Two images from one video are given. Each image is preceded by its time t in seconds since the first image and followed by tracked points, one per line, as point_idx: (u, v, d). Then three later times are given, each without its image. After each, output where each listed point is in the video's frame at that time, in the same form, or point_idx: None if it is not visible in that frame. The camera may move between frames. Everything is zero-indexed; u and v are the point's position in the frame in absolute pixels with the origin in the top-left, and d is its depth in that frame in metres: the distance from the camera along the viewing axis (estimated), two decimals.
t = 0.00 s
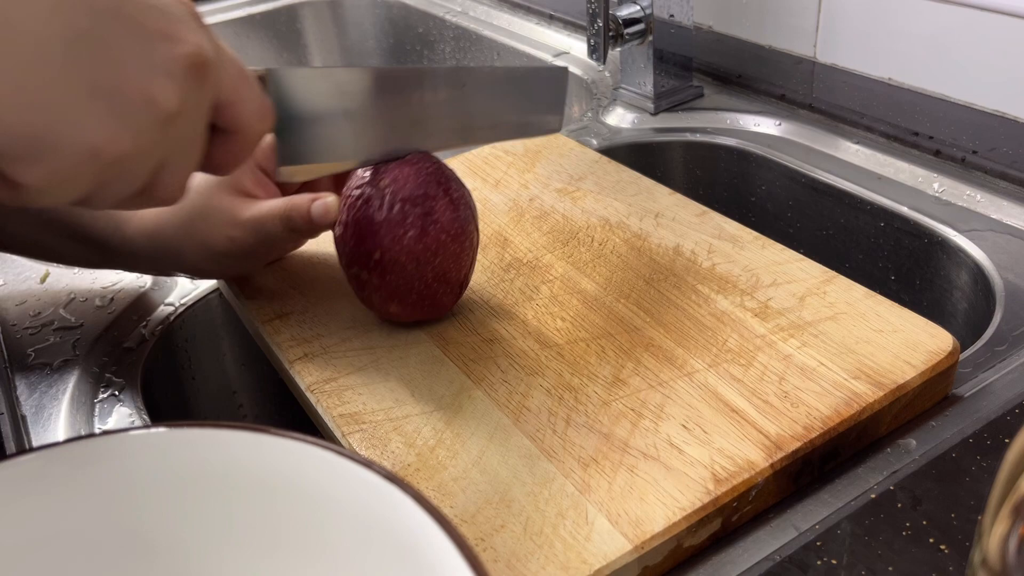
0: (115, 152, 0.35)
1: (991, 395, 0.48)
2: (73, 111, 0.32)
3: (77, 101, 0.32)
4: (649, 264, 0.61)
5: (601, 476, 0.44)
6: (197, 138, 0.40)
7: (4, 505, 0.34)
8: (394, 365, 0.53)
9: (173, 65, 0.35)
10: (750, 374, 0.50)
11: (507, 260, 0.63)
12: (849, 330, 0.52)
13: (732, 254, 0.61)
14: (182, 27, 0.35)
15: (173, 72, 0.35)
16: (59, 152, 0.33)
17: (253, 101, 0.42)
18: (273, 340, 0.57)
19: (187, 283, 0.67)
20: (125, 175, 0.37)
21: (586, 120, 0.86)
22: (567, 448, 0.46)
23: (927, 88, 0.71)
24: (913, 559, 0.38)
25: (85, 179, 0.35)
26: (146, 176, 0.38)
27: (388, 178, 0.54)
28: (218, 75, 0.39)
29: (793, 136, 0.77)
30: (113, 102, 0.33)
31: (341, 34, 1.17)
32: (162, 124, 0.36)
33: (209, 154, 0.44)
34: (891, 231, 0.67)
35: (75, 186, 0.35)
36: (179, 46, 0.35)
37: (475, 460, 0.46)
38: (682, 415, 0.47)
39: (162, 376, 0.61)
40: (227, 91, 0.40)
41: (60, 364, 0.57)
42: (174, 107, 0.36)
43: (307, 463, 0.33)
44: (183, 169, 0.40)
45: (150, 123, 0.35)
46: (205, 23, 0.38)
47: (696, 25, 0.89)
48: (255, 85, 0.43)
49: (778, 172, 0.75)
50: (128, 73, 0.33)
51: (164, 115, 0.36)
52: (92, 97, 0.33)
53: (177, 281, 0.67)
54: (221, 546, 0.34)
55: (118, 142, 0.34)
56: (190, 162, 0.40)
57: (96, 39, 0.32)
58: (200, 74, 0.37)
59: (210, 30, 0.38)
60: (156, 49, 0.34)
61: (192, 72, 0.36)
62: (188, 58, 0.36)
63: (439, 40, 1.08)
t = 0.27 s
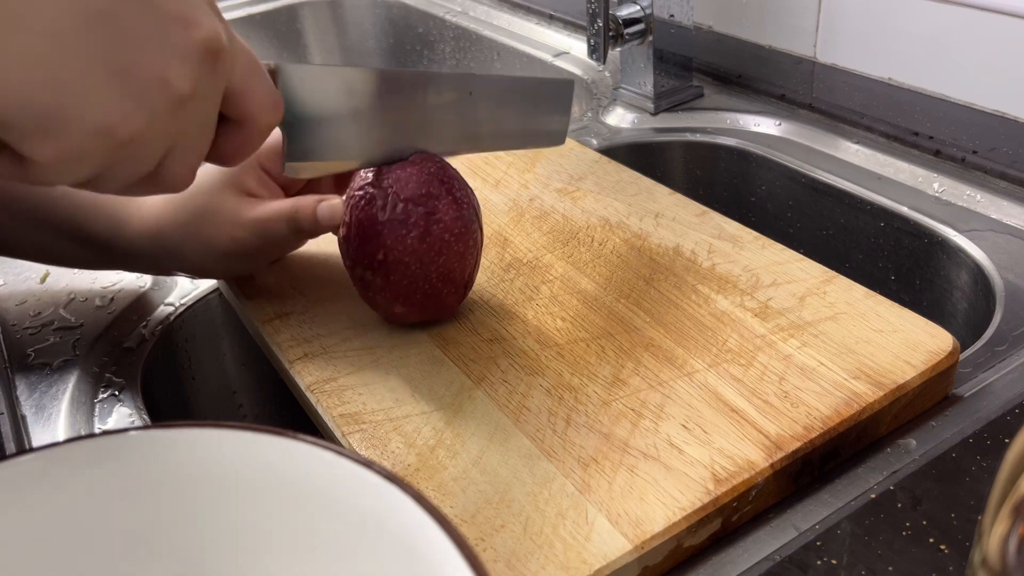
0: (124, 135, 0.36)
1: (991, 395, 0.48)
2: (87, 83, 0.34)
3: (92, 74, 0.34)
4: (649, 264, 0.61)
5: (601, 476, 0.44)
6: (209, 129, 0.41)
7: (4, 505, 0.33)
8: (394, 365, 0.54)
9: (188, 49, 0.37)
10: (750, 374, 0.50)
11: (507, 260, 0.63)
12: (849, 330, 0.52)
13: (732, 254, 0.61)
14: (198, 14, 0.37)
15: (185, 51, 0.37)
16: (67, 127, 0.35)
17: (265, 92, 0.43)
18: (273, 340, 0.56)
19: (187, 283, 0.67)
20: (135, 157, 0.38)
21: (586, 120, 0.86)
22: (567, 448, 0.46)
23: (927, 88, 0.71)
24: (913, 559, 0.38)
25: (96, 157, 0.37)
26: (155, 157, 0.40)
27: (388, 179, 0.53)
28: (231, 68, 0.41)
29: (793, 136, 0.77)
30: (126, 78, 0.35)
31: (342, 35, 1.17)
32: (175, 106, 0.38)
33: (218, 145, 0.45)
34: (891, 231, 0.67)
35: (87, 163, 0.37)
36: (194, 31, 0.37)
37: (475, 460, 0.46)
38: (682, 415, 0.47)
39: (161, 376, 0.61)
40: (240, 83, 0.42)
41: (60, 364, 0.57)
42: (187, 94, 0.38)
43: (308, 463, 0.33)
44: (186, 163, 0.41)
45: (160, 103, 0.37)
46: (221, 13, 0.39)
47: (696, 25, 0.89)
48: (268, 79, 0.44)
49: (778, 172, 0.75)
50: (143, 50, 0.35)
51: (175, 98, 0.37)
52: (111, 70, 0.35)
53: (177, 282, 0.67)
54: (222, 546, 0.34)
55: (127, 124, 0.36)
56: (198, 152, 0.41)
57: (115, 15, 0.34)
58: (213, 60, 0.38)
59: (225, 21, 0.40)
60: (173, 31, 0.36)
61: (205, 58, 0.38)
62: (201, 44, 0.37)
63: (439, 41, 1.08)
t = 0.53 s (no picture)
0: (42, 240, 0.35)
1: (991, 395, 0.48)
2: None
3: None
4: (649, 264, 0.61)
5: (601, 476, 0.44)
6: (139, 201, 0.39)
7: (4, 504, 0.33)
8: (394, 365, 0.54)
9: (92, 140, 0.34)
10: (750, 374, 0.50)
11: (507, 260, 0.63)
12: (849, 330, 0.52)
13: (732, 254, 0.61)
14: (103, 99, 0.35)
15: (91, 138, 0.34)
16: None
17: (195, 149, 0.41)
18: (273, 340, 0.56)
19: (188, 283, 0.67)
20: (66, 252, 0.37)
21: (586, 120, 0.86)
22: (567, 448, 0.46)
23: (927, 88, 0.71)
24: (913, 559, 0.38)
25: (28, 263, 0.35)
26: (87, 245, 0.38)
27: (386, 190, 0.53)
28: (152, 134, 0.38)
29: (793, 136, 0.77)
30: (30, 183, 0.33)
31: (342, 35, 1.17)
32: (92, 201, 0.35)
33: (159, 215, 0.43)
34: (891, 230, 0.67)
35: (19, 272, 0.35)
36: (96, 120, 0.34)
37: (475, 460, 0.46)
38: (682, 415, 0.47)
39: (162, 376, 0.61)
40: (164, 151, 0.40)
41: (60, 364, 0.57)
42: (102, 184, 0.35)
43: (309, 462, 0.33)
44: (124, 233, 0.40)
45: (77, 205, 0.35)
46: (132, 88, 0.37)
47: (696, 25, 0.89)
48: (196, 138, 0.42)
49: (778, 172, 0.75)
50: (43, 151, 0.33)
51: (90, 193, 0.35)
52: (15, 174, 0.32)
53: (177, 281, 0.67)
54: (222, 545, 0.34)
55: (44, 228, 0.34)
56: (136, 227, 0.40)
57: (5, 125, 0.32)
58: (127, 143, 0.36)
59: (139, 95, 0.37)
60: (72, 124, 0.34)
61: (117, 144, 0.35)
62: (110, 130, 0.35)
63: (439, 41, 1.08)
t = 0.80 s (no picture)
0: (92, 245, 0.42)
1: (992, 395, 0.48)
2: (35, 200, 0.39)
3: (39, 190, 0.39)
4: (649, 264, 0.61)
5: (601, 476, 0.44)
6: (185, 211, 0.47)
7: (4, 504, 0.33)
8: (394, 365, 0.54)
9: (135, 151, 0.41)
10: (750, 374, 0.50)
11: (507, 260, 0.63)
12: (849, 330, 0.52)
13: (732, 254, 0.61)
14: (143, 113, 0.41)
15: (133, 148, 0.41)
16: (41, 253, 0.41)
17: (238, 157, 0.47)
18: (273, 340, 0.56)
19: (188, 283, 0.67)
20: (111, 253, 0.44)
21: (586, 120, 0.86)
22: (568, 448, 0.46)
23: (927, 88, 0.71)
24: (913, 559, 0.38)
25: (77, 264, 0.42)
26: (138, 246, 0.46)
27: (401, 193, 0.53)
28: (191, 142, 0.44)
29: (793, 136, 0.77)
30: (77, 192, 0.40)
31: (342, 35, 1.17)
32: (133, 209, 0.42)
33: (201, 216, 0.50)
34: (891, 230, 0.67)
35: (61, 275, 0.42)
36: (140, 131, 0.41)
37: (475, 460, 0.46)
38: (682, 415, 0.47)
39: (162, 375, 0.61)
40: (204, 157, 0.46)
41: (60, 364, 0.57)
42: (137, 190, 0.42)
43: (308, 463, 0.33)
44: (165, 242, 0.47)
45: (119, 209, 0.42)
46: (178, 101, 0.44)
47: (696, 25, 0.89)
48: (238, 145, 0.47)
49: (778, 172, 0.75)
50: (92, 161, 0.40)
51: (129, 199, 0.42)
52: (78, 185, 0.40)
53: (177, 281, 0.67)
54: (222, 546, 0.34)
55: (87, 235, 0.41)
56: (175, 230, 0.47)
57: (61, 136, 0.39)
58: (167, 153, 0.43)
59: (183, 108, 0.44)
60: (120, 137, 0.41)
61: (155, 152, 0.42)
62: (151, 140, 0.42)
63: (439, 41, 1.08)
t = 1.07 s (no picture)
0: (81, 269, 0.36)
1: (991, 395, 0.48)
2: (18, 221, 0.34)
3: (21, 210, 0.34)
4: (649, 264, 0.61)
5: (601, 476, 0.44)
6: (184, 223, 0.41)
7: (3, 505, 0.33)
8: (394, 365, 0.54)
9: (130, 168, 0.36)
10: (750, 374, 0.50)
11: (507, 260, 0.63)
12: (849, 330, 0.52)
13: (733, 254, 0.61)
14: (140, 128, 0.36)
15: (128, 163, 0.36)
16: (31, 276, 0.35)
17: (235, 168, 0.42)
18: (273, 340, 0.56)
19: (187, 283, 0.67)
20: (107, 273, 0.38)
21: (586, 120, 0.86)
22: (567, 448, 0.46)
23: (927, 88, 0.71)
24: (913, 559, 0.38)
25: (66, 286, 0.37)
26: (133, 260, 0.40)
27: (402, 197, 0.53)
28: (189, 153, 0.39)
29: (793, 136, 0.77)
30: (66, 216, 0.35)
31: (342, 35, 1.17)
32: (129, 229, 0.37)
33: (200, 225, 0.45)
34: (891, 230, 0.67)
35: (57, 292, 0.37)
36: (135, 147, 0.36)
37: (475, 460, 0.46)
38: (682, 415, 0.47)
39: (161, 376, 0.61)
40: (206, 169, 0.41)
41: (60, 365, 0.57)
42: (135, 210, 0.37)
43: (308, 463, 0.33)
44: (163, 253, 0.42)
45: (115, 232, 0.37)
46: (177, 111, 0.38)
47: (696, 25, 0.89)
48: (242, 155, 0.42)
49: (778, 172, 0.75)
50: (83, 182, 0.35)
51: (128, 220, 0.37)
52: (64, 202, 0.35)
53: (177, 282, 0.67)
54: (221, 547, 0.34)
55: (81, 256, 0.36)
56: (176, 241, 0.42)
57: (49, 157, 0.34)
58: (166, 169, 0.38)
59: (181, 118, 0.39)
60: (112, 153, 0.36)
61: (152, 169, 0.37)
62: (147, 156, 0.37)
63: (439, 41, 1.08)
